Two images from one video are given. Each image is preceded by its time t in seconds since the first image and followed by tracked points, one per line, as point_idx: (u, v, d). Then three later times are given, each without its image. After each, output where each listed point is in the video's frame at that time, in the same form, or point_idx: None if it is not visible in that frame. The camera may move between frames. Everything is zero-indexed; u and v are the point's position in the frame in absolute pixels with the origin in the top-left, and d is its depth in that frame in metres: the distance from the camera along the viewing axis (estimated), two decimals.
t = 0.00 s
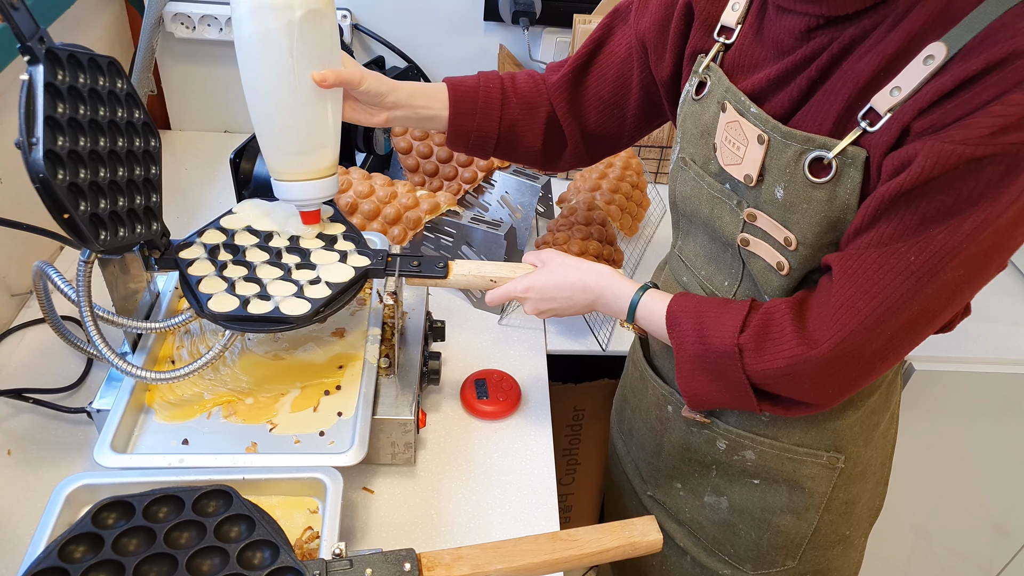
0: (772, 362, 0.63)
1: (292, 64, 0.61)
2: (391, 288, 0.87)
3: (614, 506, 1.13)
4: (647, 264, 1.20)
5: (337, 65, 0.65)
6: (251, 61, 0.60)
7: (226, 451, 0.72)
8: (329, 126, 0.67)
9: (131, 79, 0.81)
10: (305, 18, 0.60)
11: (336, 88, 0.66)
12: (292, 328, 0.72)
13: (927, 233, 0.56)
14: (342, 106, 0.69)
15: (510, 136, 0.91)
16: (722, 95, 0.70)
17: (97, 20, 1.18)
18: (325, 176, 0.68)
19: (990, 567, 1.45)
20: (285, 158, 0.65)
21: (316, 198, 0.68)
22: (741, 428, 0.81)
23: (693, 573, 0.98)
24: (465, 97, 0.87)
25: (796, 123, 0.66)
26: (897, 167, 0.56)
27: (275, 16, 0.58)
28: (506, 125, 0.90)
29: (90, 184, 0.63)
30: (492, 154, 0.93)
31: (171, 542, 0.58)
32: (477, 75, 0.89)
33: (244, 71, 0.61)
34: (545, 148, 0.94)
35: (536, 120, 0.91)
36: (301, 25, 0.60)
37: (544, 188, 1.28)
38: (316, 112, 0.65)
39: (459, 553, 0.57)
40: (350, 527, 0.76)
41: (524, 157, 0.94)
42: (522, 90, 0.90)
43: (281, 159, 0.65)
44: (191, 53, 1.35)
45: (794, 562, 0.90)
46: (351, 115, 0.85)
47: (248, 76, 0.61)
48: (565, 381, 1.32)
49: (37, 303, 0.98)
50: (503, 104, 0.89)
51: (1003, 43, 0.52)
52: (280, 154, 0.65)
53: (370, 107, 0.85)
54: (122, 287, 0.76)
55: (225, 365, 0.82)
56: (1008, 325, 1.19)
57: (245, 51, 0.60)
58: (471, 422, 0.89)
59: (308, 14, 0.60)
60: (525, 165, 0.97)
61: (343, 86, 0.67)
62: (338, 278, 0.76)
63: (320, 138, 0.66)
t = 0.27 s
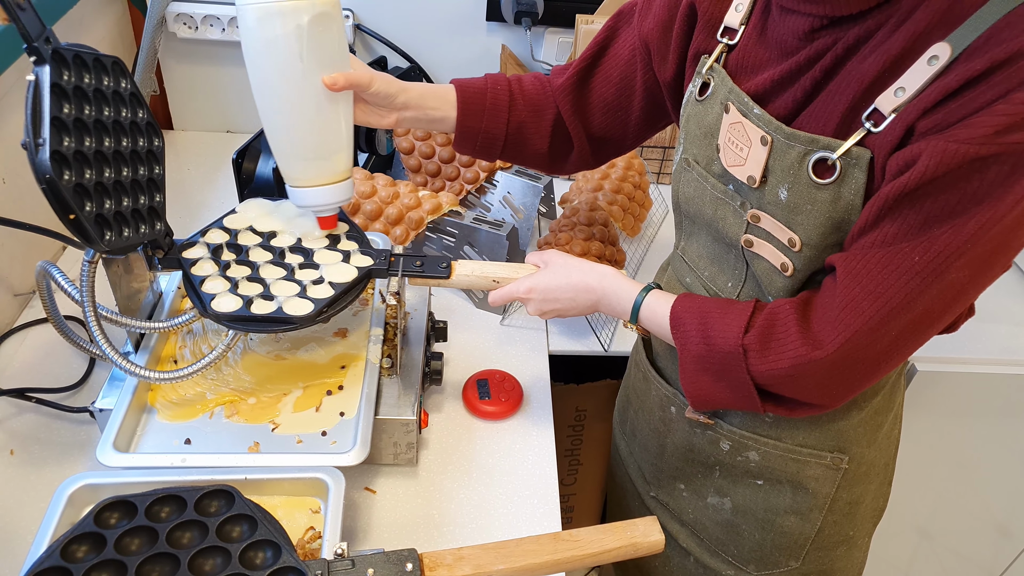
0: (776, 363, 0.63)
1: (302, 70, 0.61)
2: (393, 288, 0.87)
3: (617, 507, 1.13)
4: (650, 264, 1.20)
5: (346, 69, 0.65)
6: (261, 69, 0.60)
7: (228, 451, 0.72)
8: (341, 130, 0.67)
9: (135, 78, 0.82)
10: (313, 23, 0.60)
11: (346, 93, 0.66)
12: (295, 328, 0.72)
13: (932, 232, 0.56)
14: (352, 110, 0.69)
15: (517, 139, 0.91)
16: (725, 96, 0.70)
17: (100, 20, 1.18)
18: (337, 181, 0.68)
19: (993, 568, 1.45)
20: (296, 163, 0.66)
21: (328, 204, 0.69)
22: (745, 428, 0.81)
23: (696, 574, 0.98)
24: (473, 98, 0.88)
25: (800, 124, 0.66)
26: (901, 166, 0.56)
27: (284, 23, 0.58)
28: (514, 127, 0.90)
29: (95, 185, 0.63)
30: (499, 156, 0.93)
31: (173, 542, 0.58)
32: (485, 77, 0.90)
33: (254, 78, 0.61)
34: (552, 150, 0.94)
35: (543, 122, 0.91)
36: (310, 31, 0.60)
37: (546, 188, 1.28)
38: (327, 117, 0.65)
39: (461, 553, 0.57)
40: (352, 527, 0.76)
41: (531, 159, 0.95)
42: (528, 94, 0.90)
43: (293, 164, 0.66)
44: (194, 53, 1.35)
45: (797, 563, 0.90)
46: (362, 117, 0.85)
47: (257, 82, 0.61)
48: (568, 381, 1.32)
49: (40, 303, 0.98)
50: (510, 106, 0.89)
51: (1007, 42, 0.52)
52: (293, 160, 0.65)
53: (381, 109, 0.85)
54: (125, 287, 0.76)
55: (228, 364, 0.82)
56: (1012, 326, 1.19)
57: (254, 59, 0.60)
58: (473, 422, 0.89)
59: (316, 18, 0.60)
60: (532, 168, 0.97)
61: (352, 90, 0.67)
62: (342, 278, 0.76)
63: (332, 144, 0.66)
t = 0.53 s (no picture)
0: (779, 365, 0.63)
1: (301, 73, 0.62)
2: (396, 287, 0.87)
3: (619, 507, 1.13)
4: (652, 265, 1.20)
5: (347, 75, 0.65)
6: (258, 67, 0.61)
7: (230, 450, 0.72)
8: (335, 136, 0.67)
9: (137, 79, 0.82)
10: (316, 26, 0.60)
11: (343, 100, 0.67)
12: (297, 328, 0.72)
13: (934, 234, 0.56)
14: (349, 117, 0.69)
15: (517, 148, 0.92)
16: (727, 97, 0.70)
17: (102, 20, 1.18)
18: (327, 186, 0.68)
19: (995, 569, 1.45)
20: (287, 165, 0.66)
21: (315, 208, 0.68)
22: (746, 429, 0.81)
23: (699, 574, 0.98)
24: (472, 107, 0.88)
25: (801, 124, 0.66)
26: (903, 168, 0.56)
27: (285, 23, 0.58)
28: (513, 136, 0.90)
29: (96, 184, 0.63)
30: (499, 165, 0.93)
31: (175, 541, 0.58)
32: (483, 87, 0.90)
33: (251, 76, 0.62)
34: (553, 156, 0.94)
35: (543, 130, 0.91)
36: (313, 34, 0.60)
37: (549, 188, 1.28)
38: (323, 121, 0.65)
39: (463, 553, 0.57)
40: (355, 527, 0.76)
41: (531, 167, 0.95)
42: (528, 101, 0.90)
43: (284, 166, 0.66)
44: (196, 54, 1.35)
45: (800, 563, 0.90)
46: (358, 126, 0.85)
47: (254, 80, 0.62)
48: (570, 381, 1.32)
49: (42, 303, 0.98)
50: (510, 116, 0.89)
51: (1008, 43, 0.52)
52: (283, 161, 0.65)
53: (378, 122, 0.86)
54: (128, 286, 0.76)
55: (230, 364, 0.82)
56: (1014, 327, 1.19)
57: (253, 58, 0.61)
58: (475, 422, 0.89)
59: (320, 22, 0.60)
60: (532, 176, 0.97)
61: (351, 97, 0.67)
62: (344, 278, 0.76)
63: (324, 149, 0.66)
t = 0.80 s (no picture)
0: (778, 365, 0.63)
1: (323, 80, 0.62)
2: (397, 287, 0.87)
3: (620, 507, 1.13)
4: (653, 265, 1.20)
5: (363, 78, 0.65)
6: (279, 78, 0.60)
7: (231, 450, 0.72)
8: (358, 139, 0.68)
9: (137, 79, 0.82)
10: (334, 34, 0.60)
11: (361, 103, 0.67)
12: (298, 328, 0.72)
13: (934, 236, 0.56)
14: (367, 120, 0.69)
15: (530, 142, 0.92)
16: (727, 97, 0.70)
17: (103, 20, 1.18)
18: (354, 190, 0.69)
19: (996, 569, 1.45)
20: (313, 175, 0.66)
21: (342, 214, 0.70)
22: (747, 430, 0.81)
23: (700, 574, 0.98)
24: (485, 103, 0.88)
25: (801, 124, 0.66)
26: (902, 170, 0.56)
27: (303, 35, 0.58)
28: (525, 131, 0.90)
29: (98, 184, 0.63)
30: (510, 160, 0.94)
31: (176, 541, 0.58)
32: (495, 81, 0.90)
33: (270, 88, 0.61)
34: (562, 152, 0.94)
35: (553, 125, 0.91)
36: (332, 41, 0.60)
37: (550, 188, 1.28)
38: (345, 126, 0.65)
39: (463, 553, 0.57)
40: (355, 527, 0.76)
41: (542, 162, 0.95)
42: (539, 95, 0.90)
43: (312, 176, 0.66)
44: (197, 54, 1.35)
45: (801, 563, 0.90)
46: (379, 126, 0.85)
47: (274, 92, 0.61)
48: (571, 381, 1.32)
49: (43, 303, 0.98)
50: (523, 111, 0.90)
51: (1009, 45, 0.52)
52: (310, 171, 0.66)
53: (396, 119, 0.85)
54: (129, 286, 0.76)
55: (231, 364, 0.82)
56: (1014, 327, 1.19)
57: (272, 70, 0.60)
58: (476, 422, 0.89)
59: (338, 30, 0.60)
60: (543, 171, 0.97)
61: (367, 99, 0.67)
62: (345, 279, 0.76)
63: (350, 153, 0.67)
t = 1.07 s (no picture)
0: (776, 366, 0.63)
1: (252, 73, 0.59)
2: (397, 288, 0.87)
3: (621, 507, 1.13)
4: (653, 265, 1.20)
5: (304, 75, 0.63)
6: (212, 66, 0.58)
7: (231, 451, 0.72)
8: (290, 136, 0.64)
9: (138, 79, 0.82)
10: (269, 28, 0.57)
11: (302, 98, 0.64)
12: (298, 328, 0.72)
13: (932, 235, 0.56)
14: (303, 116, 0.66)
15: (486, 145, 0.90)
16: (718, 100, 0.70)
17: (104, 20, 1.18)
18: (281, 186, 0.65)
19: (997, 569, 1.45)
20: (241, 166, 0.63)
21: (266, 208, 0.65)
22: (747, 430, 0.81)
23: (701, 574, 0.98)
24: (437, 106, 0.87)
25: (793, 127, 0.66)
26: (898, 170, 0.56)
27: (240, 23, 0.56)
28: (481, 134, 0.89)
29: (98, 184, 0.63)
30: (468, 163, 0.92)
31: (176, 541, 0.58)
32: (450, 84, 0.88)
33: (206, 73, 0.59)
34: (526, 156, 0.93)
35: (512, 129, 0.90)
36: (267, 34, 0.57)
37: (550, 189, 1.28)
38: (278, 122, 0.62)
39: (464, 553, 0.57)
40: (356, 527, 0.76)
41: (502, 165, 0.93)
42: (496, 97, 0.89)
43: (239, 168, 0.63)
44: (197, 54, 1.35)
45: (802, 563, 0.90)
46: (316, 123, 0.82)
47: (207, 79, 0.59)
48: (571, 381, 1.32)
49: (43, 303, 0.98)
50: (477, 114, 0.88)
51: (1001, 43, 0.52)
52: (237, 162, 0.62)
53: (337, 120, 0.83)
54: (129, 287, 0.76)
55: (231, 364, 0.82)
56: (1015, 327, 1.19)
57: (208, 56, 0.58)
58: (476, 422, 0.89)
59: (275, 23, 0.57)
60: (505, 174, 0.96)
61: (306, 97, 0.64)
62: (345, 279, 0.76)
63: (278, 150, 0.63)
